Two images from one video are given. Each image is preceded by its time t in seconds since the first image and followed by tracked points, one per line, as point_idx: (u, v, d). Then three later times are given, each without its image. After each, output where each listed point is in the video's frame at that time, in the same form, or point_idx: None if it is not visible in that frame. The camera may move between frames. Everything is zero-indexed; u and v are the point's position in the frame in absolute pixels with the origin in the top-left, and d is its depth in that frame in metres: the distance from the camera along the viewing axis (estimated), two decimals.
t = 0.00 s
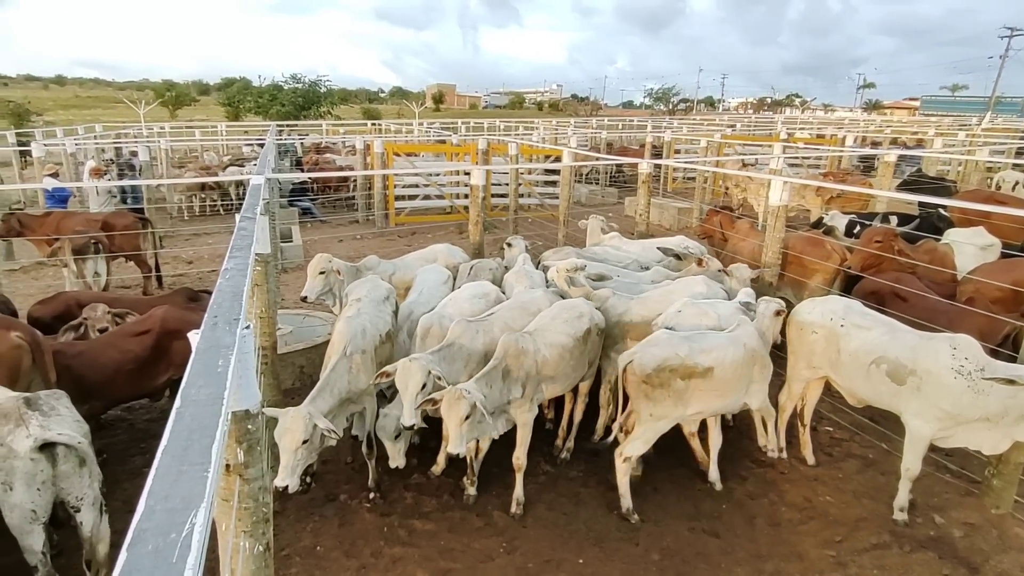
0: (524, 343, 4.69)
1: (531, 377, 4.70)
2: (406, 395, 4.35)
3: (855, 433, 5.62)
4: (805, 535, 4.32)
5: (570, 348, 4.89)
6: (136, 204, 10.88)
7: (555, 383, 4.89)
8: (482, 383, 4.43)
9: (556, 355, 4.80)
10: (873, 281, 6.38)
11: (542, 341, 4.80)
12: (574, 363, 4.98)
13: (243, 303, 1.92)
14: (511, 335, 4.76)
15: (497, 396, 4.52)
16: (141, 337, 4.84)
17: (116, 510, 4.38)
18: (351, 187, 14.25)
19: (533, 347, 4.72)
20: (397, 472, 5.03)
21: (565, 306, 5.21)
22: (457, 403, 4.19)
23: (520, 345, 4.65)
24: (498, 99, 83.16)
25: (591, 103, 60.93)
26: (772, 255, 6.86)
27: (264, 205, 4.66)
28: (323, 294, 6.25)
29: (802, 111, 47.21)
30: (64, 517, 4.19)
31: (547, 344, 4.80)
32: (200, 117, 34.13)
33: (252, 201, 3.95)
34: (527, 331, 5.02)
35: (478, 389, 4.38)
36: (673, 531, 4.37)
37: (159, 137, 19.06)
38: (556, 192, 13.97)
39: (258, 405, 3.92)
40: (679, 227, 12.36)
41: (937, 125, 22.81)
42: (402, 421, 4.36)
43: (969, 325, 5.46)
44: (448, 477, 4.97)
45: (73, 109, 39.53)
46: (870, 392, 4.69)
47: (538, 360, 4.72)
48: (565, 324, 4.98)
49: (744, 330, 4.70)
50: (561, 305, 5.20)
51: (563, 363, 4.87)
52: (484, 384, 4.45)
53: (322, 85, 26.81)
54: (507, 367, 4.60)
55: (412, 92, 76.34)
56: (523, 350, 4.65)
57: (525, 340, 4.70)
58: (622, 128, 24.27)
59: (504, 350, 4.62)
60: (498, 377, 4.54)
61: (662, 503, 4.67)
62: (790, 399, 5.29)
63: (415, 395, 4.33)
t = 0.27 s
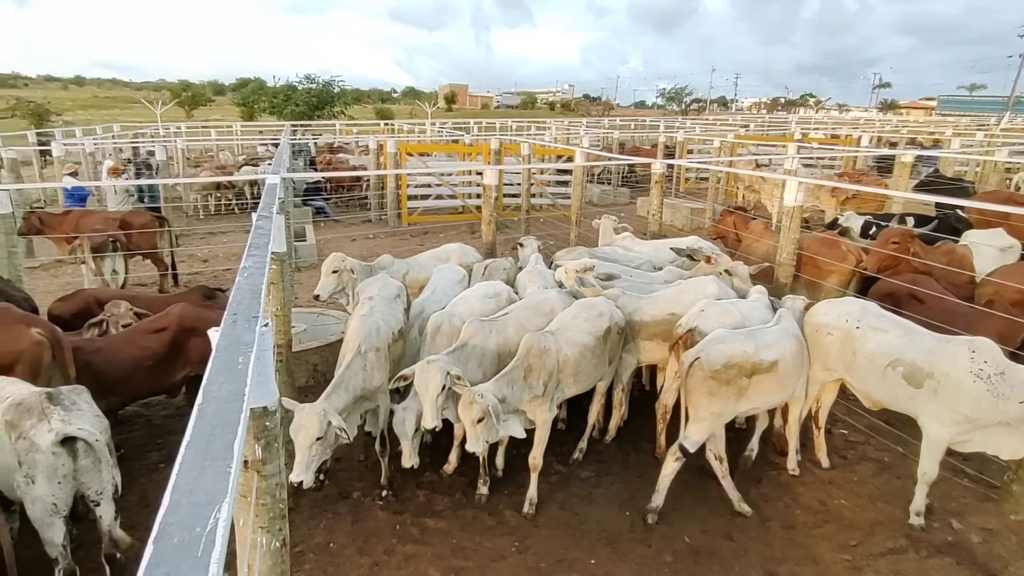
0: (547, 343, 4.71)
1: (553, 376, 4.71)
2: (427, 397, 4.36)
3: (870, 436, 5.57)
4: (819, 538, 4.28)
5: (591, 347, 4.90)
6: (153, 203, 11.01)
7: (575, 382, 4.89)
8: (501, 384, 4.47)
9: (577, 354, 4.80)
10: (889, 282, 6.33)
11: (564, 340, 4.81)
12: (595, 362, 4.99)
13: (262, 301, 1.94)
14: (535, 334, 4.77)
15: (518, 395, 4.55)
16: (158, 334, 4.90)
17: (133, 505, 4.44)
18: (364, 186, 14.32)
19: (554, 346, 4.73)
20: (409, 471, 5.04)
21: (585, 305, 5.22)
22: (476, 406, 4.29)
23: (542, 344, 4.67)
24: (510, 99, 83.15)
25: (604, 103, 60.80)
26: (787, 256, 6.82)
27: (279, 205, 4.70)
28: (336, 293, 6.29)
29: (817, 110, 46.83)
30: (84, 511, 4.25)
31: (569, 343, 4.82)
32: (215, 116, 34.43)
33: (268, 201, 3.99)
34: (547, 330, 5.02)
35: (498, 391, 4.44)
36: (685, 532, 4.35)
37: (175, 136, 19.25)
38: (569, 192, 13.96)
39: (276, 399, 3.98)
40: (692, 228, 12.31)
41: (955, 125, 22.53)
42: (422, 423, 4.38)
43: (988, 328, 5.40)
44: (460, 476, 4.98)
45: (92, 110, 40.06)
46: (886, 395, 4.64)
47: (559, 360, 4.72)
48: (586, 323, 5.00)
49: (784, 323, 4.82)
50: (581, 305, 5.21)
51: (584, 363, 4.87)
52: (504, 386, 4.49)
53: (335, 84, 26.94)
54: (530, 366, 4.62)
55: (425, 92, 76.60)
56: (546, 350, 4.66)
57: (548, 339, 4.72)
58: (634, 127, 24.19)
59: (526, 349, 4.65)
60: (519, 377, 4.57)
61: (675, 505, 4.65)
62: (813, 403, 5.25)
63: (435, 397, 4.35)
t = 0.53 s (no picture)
0: (560, 342, 4.72)
1: (564, 375, 4.72)
2: (439, 397, 4.36)
3: (882, 440, 5.53)
4: (829, 542, 4.26)
5: (603, 345, 4.91)
6: (165, 202, 11.11)
7: (586, 380, 4.91)
8: (509, 381, 4.51)
9: (589, 352, 4.82)
10: (901, 285, 6.28)
11: (576, 338, 4.81)
12: (607, 359, 5.00)
13: (273, 299, 1.96)
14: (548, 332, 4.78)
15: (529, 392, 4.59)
16: (169, 332, 4.94)
17: (145, 501, 4.48)
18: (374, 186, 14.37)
19: (566, 345, 4.74)
20: (418, 469, 5.06)
21: (597, 301, 5.21)
22: (482, 403, 4.38)
23: (554, 343, 4.68)
24: (520, 98, 83.10)
25: (614, 103, 60.67)
26: (797, 258, 6.78)
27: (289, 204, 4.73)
28: (345, 292, 6.32)
29: (829, 110, 46.48)
30: (97, 506, 4.30)
31: (581, 340, 4.82)
32: (227, 116, 34.66)
33: (279, 199, 4.01)
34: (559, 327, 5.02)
35: (506, 388, 4.49)
36: (694, 534, 4.34)
37: (187, 136, 19.41)
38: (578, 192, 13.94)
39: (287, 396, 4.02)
40: (702, 229, 12.26)
41: (970, 125, 22.29)
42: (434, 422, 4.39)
43: (1001, 331, 5.35)
44: (469, 475, 4.99)
45: (106, 109, 40.49)
46: (901, 397, 4.60)
47: (571, 358, 4.73)
48: (599, 320, 5.00)
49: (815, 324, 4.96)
50: (594, 301, 5.20)
51: (595, 360, 4.88)
52: (514, 383, 4.54)
53: (346, 84, 27.03)
54: (542, 365, 4.63)
55: (435, 92, 76.78)
56: (557, 348, 4.67)
57: (560, 338, 4.74)
58: (645, 128, 24.12)
59: (538, 348, 4.67)
60: (529, 374, 4.60)
61: (683, 506, 4.64)
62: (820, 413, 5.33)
63: (446, 397, 4.35)
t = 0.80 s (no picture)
0: (552, 338, 4.76)
1: (555, 372, 4.75)
2: (437, 396, 4.35)
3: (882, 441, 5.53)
4: (829, 543, 4.26)
5: (598, 344, 4.92)
6: (166, 202, 11.13)
7: (579, 378, 4.93)
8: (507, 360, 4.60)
9: (582, 351, 4.84)
10: (902, 286, 6.28)
11: (569, 336, 4.84)
12: (602, 358, 5.01)
13: (272, 299, 1.96)
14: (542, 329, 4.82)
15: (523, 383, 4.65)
16: (169, 331, 4.94)
17: (145, 500, 4.49)
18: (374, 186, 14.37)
19: (559, 342, 4.77)
20: (417, 470, 5.06)
21: (595, 301, 5.21)
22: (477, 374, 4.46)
23: (546, 339, 4.72)
24: (520, 98, 83.09)
25: (615, 104, 60.68)
26: (798, 258, 6.78)
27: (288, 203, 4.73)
28: (345, 292, 6.33)
29: (830, 111, 46.50)
30: (97, 505, 4.31)
31: (575, 339, 4.85)
32: (228, 116, 34.69)
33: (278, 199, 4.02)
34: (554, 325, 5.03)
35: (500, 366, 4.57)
36: (693, 535, 4.34)
37: (188, 136, 19.43)
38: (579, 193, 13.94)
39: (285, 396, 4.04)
40: (702, 229, 12.26)
41: (972, 126, 22.28)
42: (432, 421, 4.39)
43: (1002, 333, 5.34)
44: (468, 475, 4.99)
45: (108, 109, 40.57)
46: (903, 397, 4.61)
47: (563, 356, 4.77)
48: (595, 318, 5.01)
49: (826, 318, 5.00)
50: (593, 299, 5.21)
51: (588, 358, 4.90)
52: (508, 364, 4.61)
53: (347, 84, 27.03)
54: (533, 360, 4.67)
55: (436, 93, 76.85)
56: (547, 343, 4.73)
57: (553, 335, 4.77)
58: (646, 128, 24.11)
59: (531, 343, 4.71)
60: (523, 366, 4.65)
61: (683, 507, 4.64)
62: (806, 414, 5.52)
63: (445, 396, 4.35)
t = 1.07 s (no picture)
0: (548, 336, 4.79)
1: (549, 371, 4.76)
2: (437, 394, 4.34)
3: (882, 440, 5.53)
4: (828, 542, 4.26)
5: (595, 345, 4.92)
6: (165, 201, 11.12)
7: (574, 379, 4.93)
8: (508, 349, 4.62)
9: (578, 351, 4.84)
10: (901, 285, 6.29)
11: (565, 336, 4.86)
12: (601, 360, 5.02)
13: (271, 298, 1.96)
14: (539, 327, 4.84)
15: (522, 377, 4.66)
16: (167, 331, 4.94)
17: (144, 499, 4.49)
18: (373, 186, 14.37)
19: (554, 340, 4.79)
20: (417, 469, 5.06)
21: (596, 302, 5.23)
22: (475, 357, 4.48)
23: (541, 336, 4.75)
24: (520, 98, 83.11)
25: (614, 104, 60.67)
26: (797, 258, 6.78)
27: (288, 203, 4.73)
28: (344, 291, 6.33)
29: (830, 110, 46.50)
30: (97, 504, 4.31)
31: (570, 339, 4.85)
32: (226, 116, 34.68)
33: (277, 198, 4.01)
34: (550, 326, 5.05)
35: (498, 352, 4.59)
36: (693, 534, 4.34)
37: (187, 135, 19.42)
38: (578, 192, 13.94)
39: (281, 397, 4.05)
40: (701, 229, 12.27)
41: (971, 126, 22.28)
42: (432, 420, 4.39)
43: (1002, 332, 5.33)
44: (468, 474, 4.99)
45: (108, 108, 40.54)
46: (909, 393, 4.63)
47: (558, 357, 4.77)
48: (594, 319, 5.02)
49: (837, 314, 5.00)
50: (593, 301, 5.22)
51: (586, 360, 4.90)
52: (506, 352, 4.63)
53: (346, 84, 27.02)
54: (527, 357, 4.69)
55: (435, 93, 76.91)
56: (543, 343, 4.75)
57: (549, 333, 4.80)
58: (645, 128, 24.10)
59: (525, 339, 4.76)
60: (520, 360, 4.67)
61: (682, 506, 4.64)
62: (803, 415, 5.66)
63: (444, 395, 4.34)
